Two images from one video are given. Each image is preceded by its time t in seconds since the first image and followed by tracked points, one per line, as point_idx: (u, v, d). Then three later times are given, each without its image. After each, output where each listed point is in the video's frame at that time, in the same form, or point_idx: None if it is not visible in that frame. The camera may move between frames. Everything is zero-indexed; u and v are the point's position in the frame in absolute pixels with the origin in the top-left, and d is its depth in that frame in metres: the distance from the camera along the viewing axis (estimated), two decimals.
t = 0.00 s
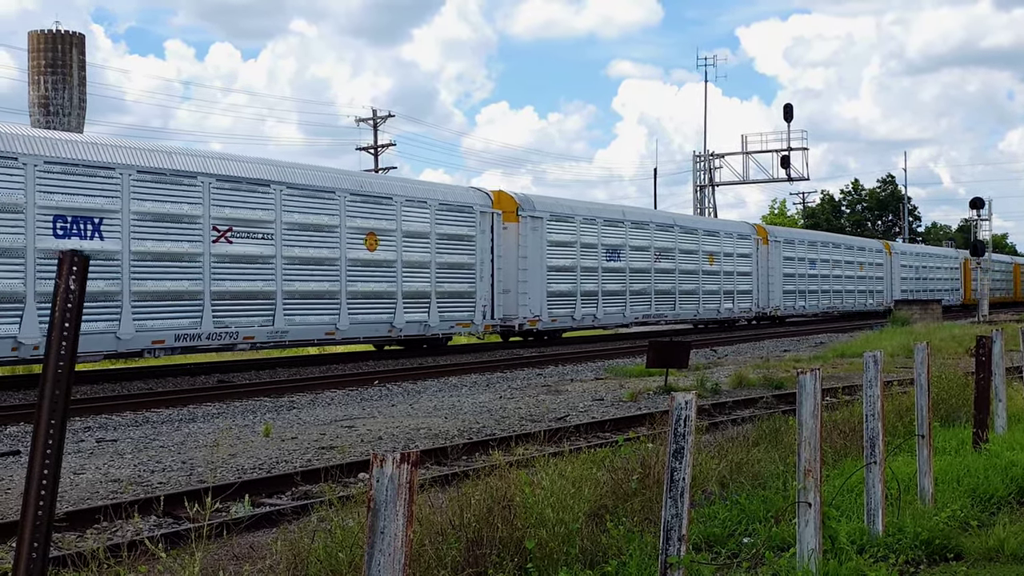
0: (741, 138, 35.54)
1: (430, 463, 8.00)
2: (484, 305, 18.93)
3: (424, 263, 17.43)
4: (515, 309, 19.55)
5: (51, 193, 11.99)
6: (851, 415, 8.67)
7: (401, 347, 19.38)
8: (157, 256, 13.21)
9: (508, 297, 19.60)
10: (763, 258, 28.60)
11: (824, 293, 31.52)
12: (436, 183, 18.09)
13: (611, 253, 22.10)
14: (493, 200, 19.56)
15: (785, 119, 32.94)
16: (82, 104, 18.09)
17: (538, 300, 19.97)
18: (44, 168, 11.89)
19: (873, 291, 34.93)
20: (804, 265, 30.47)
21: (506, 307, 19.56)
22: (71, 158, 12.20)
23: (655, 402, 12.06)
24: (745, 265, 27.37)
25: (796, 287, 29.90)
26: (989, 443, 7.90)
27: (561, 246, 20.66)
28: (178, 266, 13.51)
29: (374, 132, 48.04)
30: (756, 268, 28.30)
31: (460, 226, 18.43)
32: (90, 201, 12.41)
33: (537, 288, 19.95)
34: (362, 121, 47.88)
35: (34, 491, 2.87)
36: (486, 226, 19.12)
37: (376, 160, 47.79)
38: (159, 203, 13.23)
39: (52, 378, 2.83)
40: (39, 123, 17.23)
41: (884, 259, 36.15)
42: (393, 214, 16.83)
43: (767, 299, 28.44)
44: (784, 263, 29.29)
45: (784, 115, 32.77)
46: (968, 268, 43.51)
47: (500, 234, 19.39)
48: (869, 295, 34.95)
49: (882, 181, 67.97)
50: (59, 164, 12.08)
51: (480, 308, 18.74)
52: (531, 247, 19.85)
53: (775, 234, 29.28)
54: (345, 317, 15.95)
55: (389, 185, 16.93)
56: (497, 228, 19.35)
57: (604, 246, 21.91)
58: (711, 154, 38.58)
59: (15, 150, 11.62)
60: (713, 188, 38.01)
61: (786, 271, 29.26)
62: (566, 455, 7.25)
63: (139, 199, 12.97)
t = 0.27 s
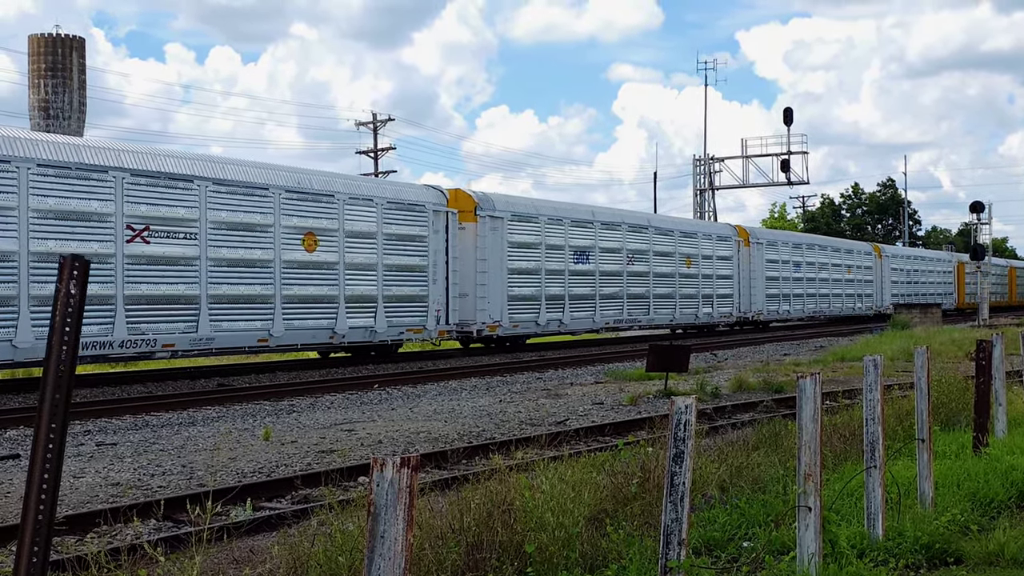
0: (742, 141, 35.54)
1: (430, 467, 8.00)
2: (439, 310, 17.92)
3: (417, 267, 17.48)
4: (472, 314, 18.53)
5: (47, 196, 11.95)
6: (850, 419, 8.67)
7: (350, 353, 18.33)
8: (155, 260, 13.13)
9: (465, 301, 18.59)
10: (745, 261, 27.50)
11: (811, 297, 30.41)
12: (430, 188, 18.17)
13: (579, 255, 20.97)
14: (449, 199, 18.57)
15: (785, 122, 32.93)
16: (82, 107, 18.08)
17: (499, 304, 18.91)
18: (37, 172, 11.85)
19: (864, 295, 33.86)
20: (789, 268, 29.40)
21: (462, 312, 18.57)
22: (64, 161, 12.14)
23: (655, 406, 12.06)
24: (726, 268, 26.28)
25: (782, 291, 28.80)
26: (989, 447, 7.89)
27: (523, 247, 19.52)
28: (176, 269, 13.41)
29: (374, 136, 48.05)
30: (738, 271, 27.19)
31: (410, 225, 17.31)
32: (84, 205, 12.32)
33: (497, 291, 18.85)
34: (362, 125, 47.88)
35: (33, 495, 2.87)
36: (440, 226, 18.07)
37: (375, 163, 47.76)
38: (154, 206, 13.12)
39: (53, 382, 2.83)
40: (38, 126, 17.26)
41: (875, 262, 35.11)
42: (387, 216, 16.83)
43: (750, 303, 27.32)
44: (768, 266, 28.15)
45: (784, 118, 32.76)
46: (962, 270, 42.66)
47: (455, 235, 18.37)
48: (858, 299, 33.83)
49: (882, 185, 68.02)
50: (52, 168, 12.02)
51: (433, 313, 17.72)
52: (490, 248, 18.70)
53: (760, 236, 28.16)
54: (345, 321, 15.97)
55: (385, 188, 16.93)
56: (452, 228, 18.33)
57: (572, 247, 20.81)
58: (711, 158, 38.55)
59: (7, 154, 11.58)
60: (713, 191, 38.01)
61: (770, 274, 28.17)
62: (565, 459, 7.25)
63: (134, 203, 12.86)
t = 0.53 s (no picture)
0: (742, 145, 35.58)
1: (430, 470, 8.00)
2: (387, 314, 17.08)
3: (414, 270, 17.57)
4: (424, 319, 17.67)
5: (42, 198, 12.07)
6: (851, 422, 8.67)
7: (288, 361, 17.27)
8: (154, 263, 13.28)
9: (418, 304, 17.78)
10: (725, 263, 26.63)
11: (795, 301, 29.59)
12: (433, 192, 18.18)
13: (542, 257, 20.13)
14: (401, 196, 17.84)
15: (785, 126, 32.98)
16: (82, 110, 18.11)
17: (454, 307, 18.05)
18: (34, 174, 11.97)
19: (851, 299, 33.05)
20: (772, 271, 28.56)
21: (414, 316, 17.73)
22: (61, 164, 12.28)
23: (655, 409, 12.06)
24: (705, 271, 25.41)
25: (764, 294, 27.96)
26: (989, 451, 7.89)
27: (481, 248, 18.72)
28: (172, 272, 13.55)
29: (374, 139, 48.10)
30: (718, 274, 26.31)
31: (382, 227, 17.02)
32: (80, 207, 12.46)
33: (453, 294, 18.02)
34: (362, 128, 47.93)
35: (34, 499, 2.87)
36: (389, 225, 17.28)
37: (375, 166, 47.79)
38: (150, 209, 13.29)
39: (54, 384, 2.84)
40: (39, 129, 17.31)
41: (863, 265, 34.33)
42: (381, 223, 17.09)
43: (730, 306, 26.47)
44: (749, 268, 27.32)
45: (784, 122, 32.80)
46: (956, 273, 42.11)
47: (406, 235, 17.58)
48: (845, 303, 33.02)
49: (882, 189, 68.04)
50: (49, 169, 12.15)
51: (380, 317, 16.85)
52: (445, 248, 17.88)
53: (741, 238, 27.31)
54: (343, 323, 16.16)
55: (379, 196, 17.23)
56: (402, 227, 17.55)
57: (536, 248, 20.02)
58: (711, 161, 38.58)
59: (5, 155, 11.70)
60: (713, 195, 38.03)
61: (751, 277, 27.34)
62: (565, 462, 7.25)
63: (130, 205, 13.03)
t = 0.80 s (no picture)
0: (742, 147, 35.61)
1: (430, 471, 8.00)
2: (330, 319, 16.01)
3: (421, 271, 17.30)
4: (372, 322, 16.63)
5: (38, 199, 11.97)
6: (850, 424, 8.68)
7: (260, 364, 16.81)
8: (154, 265, 13.24)
9: (365, 307, 16.75)
10: (705, 264, 25.66)
11: (780, 302, 28.73)
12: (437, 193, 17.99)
13: (504, 256, 19.07)
14: (347, 191, 16.79)
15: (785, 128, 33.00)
16: (82, 112, 18.11)
17: (404, 310, 16.95)
18: (30, 175, 11.88)
19: (839, 300, 32.21)
20: (755, 271, 27.64)
21: (361, 319, 16.72)
22: (56, 166, 12.19)
23: (655, 410, 12.06)
24: (683, 272, 24.43)
25: (746, 296, 27.06)
26: (989, 453, 7.89)
27: (437, 247, 17.63)
28: (170, 274, 13.47)
29: (375, 141, 48.21)
30: (698, 275, 25.34)
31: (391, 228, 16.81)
32: (76, 208, 12.37)
33: (403, 296, 16.93)
34: (362, 130, 48.07)
35: (34, 497, 2.87)
36: (331, 222, 16.11)
37: (376, 169, 47.91)
38: (146, 209, 13.20)
39: (54, 385, 2.84)
40: (39, 130, 17.32)
41: (852, 265, 33.51)
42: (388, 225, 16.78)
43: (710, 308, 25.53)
44: (731, 269, 26.37)
45: (784, 124, 32.82)
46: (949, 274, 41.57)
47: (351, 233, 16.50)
48: (833, 304, 32.13)
49: (882, 191, 68.09)
50: (44, 171, 12.05)
51: (321, 321, 15.73)
52: (394, 247, 16.77)
53: (722, 237, 26.39)
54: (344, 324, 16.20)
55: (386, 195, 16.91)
56: (346, 225, 16.38)
57: (496, 247, 18.90)
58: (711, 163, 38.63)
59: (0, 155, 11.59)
60: (713, 197, 38.05)
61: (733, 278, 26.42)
62: (566, 463, 7.25)
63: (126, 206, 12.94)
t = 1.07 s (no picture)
0: (743, 149, 35.62)
1: (431, 474, 8.00)
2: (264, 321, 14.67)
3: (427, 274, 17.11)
4: (312, 325, 15.31)
5: (38, 202, 11.81)
6: (852, 426, 8.67)
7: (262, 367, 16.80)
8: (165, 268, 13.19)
9: (305, 309, 15.41)
10: (683, 264, 24.80)
11: (763, 304, 28.08)
12: (444, 195, 17.82)
13: (462, 254, 17.91)
14: (284, 185, 15.38)
15: (787, 130, 32.99)
16: (84, 113, 18.09)
17: (349, 313, 15.69)
18: (28, 177, 11.69)
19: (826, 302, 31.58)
20: (737, 272, 26.94)
21: (300, 322, 15.38)
22: (55, 167, 12.01)
23: (656, 412, 12.05)
24: (658, 272, 23.62)
25: (728, 297, 26.37)
26: (990, 455, 7.88)
27: (387, 246, 16.39)
28: (188, 277, 13.50)
29: (375, 143, 48.32)
30: (675, 275, 24.58)
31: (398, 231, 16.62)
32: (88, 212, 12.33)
33: (347, 297, 15.66)
34: (363, 132, 48.16)
35: (35, 499, 2.88)
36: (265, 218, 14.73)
37: (376, 170, 48.02)
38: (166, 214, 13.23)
39: (55, 387, 2.84)
40: (40, 132, 17.32)
41: (840, 267, 32.90)
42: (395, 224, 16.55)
43: (688, 309, 24.78)
44: (710, 269, 25.65)
45: (786, 126, 32.81)
46: (943, 275, 41.15)
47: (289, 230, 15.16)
48: (819, 307, 31.39)
49: (883, 193, 68.10)
50: (44, 173, 11.88)
51: (252, 325, 14.36)
52: (337, 245, 15.49)
53: (702, 237, 25.70)
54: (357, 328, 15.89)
55: (392, 196, 16.68)
56: (282, 221, 15.01)
57: (452, 246, 17.69)
58: (712, 165, 38.62)
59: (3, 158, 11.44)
60: (714, 199, 38.04)
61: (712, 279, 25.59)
62: (567, 465, 7.25)
63: (147, 211, 12.98)
